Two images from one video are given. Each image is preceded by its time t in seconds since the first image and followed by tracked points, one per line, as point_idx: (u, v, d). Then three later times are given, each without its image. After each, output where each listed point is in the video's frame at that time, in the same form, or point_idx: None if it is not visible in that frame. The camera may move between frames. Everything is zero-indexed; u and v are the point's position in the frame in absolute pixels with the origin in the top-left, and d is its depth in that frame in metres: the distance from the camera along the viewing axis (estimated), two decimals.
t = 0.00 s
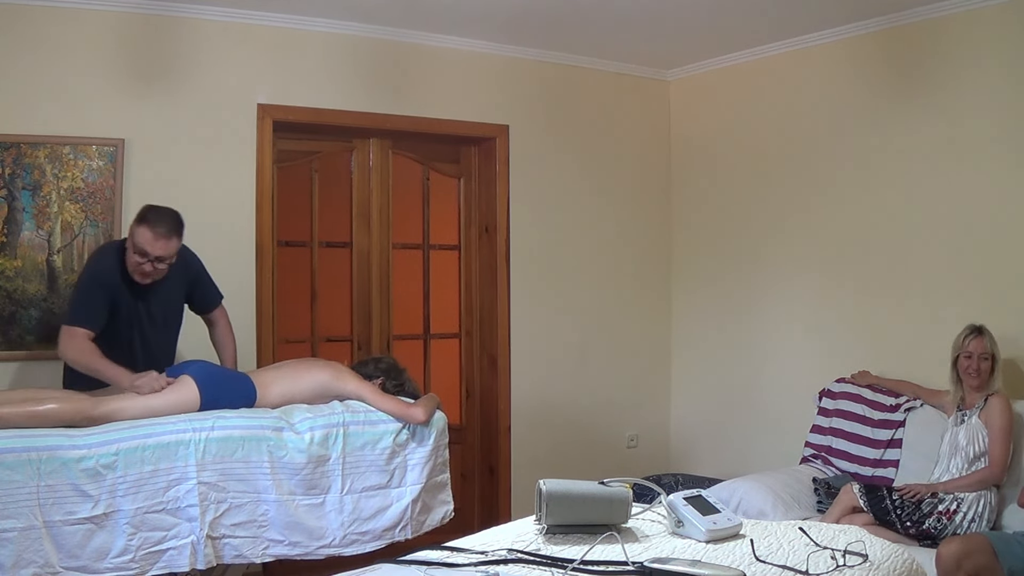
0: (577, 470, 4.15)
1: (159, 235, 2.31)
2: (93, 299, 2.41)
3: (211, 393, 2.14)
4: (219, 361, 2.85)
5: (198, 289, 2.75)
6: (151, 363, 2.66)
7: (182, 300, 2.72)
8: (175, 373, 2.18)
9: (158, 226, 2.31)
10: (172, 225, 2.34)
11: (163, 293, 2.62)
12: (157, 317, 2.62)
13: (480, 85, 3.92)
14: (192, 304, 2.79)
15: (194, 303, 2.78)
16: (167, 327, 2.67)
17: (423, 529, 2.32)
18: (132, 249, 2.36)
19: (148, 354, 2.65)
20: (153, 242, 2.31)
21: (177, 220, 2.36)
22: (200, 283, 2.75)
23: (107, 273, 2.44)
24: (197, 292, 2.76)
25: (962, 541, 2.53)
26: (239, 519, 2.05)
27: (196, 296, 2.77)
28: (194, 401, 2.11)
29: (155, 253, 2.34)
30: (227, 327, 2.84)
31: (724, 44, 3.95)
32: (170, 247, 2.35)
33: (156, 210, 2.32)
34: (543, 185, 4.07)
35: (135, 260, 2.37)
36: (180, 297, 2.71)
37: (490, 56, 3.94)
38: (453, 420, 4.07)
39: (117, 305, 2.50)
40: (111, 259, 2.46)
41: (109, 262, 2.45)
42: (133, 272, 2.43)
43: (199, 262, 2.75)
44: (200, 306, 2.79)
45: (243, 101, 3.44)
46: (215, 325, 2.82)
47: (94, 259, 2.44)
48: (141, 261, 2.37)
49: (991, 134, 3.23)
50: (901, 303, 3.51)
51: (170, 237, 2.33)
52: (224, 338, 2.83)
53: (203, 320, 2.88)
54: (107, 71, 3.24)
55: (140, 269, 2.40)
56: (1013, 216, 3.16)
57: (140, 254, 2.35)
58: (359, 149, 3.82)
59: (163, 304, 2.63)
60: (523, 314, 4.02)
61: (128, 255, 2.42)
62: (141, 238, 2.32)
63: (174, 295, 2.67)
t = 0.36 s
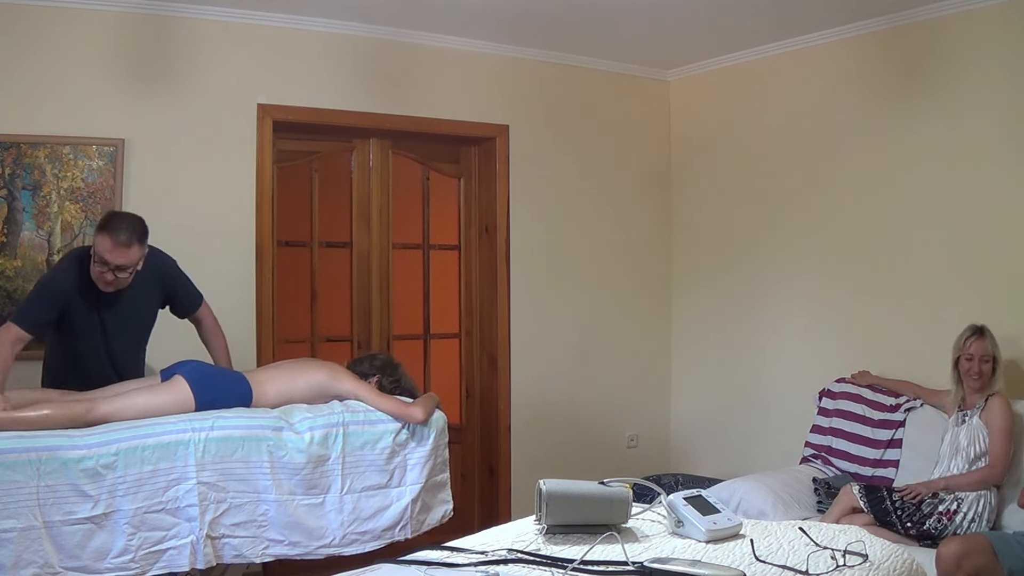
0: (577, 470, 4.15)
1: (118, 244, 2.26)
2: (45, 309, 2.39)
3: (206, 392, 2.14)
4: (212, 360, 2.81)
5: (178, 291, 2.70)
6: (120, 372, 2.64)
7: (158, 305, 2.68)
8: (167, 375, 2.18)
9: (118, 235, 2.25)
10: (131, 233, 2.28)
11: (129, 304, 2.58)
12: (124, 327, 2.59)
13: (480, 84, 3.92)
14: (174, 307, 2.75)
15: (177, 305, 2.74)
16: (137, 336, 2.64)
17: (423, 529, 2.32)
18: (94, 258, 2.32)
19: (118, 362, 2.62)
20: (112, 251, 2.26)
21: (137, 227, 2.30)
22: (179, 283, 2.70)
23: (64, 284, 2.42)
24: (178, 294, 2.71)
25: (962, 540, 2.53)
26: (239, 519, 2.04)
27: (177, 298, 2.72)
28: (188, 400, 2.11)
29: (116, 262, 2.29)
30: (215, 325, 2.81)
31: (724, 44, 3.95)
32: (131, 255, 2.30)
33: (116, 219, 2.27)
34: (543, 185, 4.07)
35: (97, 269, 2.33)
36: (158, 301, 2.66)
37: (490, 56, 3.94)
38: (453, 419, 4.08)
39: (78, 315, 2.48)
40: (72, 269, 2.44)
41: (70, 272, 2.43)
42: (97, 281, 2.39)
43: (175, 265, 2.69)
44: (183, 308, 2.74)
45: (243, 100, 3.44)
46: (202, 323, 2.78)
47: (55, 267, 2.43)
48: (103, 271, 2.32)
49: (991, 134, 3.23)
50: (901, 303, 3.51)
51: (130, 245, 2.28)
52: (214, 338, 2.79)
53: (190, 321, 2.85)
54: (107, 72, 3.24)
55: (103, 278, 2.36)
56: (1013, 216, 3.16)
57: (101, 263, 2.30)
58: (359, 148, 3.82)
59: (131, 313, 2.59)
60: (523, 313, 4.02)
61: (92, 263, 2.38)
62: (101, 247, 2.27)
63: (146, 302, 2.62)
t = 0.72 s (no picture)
0: (577, 470, 4.15)
1: (118, 241, 2.27)
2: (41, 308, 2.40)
3: (208, 392, 2.15)
4: (210, 359, 2.82)
5: (172, 292, 2.71)
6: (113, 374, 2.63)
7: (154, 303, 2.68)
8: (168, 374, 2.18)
9: (117, 233, 2.26)
10: (131, 231, 2.29)
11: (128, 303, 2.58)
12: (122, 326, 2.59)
13: (480, 84, 3.92)
14: (171, 308, 2.76)
15: (174, 306, 2.74)
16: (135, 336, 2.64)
17: (423, 529, 2.32)
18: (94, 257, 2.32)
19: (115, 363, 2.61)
20: (112, 248, 2.27)
21: (137, 225, 2.31)
22: (176, 283, 2.70)
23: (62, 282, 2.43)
24: (172, 296, 2.72)
25: (962, 540, 2.52)
26: (239, 519, 2.04)
27: (172, 300, 2.73)
28: (188, 400, 2.11)
29: (115, 261, 2.29)
30: (214, 326, 2.81)
31: (725, 43, 3.94)
32: (131, 253, 2.30)
33: (114, 217, 2.28)
34: (543, 185, 4.07)
35: (96, 268, 2.33)
36: (154, 300, 2.68)
37: (490, 56, 3.94)
38: (453, 419, 4.08)
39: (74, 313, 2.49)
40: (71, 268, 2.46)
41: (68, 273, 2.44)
42: (96, 281, 2.39)
43: (172, 265, 2.70)
44: (179, 309, 2.75)
45: (243, 100, 3.44)
46: (201, 323, 2.79)
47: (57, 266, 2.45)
48: (102, 270, 2.32)
49: (991, 134, 3.23)
50: (901, 303, 3.51)
51: (130, 242, 2.29)
52: (212, 337, 2.78)
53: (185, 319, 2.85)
54: (107, 72, 3.24)
55: (103, 277, 2.36)
56: (1013, 216, 3.16)
57: (102, 262, 2.30)
58: (359, 148, 3.82)
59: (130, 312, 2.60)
60: (523, 313, 4.02)
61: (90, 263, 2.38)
62: (100, 246, 2.27)
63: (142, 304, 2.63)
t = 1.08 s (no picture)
0: (577, 470, 4.15)
1: (181, 239, 2.35)
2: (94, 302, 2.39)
3: (209, 391, 2.15)
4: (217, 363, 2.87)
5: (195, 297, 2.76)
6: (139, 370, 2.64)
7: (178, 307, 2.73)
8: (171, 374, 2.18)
9: (180, 231, 2.35)
10: (192, 229, 2.38)
11: (165, 301, 2.63)
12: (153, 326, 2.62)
13: (480, 84, 3.92)
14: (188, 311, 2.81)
15: (191, 310, 2.80)
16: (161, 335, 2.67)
17: (423, 529, 2.32)
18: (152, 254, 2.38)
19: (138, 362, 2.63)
20: (174, 245, 2.35)
21: (195, 224, 2.40)
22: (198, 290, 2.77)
23: (113, 275, 2.44)
24: (193, 300, 2.77)
25: (962, 540, 2.52)
26: (239, 519, 2.05)
27: (192, 303, 2.78)
28: (188, 400, 2.11)
29: (176, 258, 2.38)
30: (224, 331, 2.86)
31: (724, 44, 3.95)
32: (190, 251, 2.39)
33: (176, 216, 2.36)
34: (543, 185, 4.07)
35: (153, 264, 2.40)
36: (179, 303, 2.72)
37: (490, 56, 3.94)
38: (453, 419, 4.08)
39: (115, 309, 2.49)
40: (124, 261, 2.48)
41: (119, 266, 2.46)
42: (149, 278, 2.45)
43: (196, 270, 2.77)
44: (196, 313, 2.81)
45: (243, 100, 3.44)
46: (212, 329, 2.84)
47: (105, 258, 2.45)
48: (160, 266, 2.40)
49: (991, 134, 3.23)
50: (901, 304, 3.51)
51: (191, 241, 2.38)
52: (222, 343, 2.85)
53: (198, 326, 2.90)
54: (107, 72, 3.24)
55: (158, 274, 2.43)
56: (1013, 216, 3.16)
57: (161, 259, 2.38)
58: (359, 149, 3.82)
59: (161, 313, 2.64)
60: (523, 313, 4.02)
61: (143, 260, 2.44)
62: (162, 244, 2.35)
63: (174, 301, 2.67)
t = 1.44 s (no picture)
0: (577, 470, 4.15)
1: (202, 234, 2.40)
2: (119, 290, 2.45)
3: (204, 391, 2.15)
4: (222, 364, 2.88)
5: (211, 294, 2.77)
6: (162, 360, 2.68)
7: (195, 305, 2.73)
8: (165, 373, 2.18)
9: (202, 227, 2.39)
10: (214, 225, 2.42)
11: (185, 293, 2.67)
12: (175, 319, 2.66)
13: (480, 84, 3.92)
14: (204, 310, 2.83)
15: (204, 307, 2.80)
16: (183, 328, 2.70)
17: (423, 529, 2.32)
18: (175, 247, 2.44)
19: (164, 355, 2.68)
20: (197, 240, 2.40)
21: (217, 220, 2.45)
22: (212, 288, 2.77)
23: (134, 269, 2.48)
24: (207, 298, 2.78)
25: (963, 540, 2.52)
26: (239, 519, 2.04)
27: (205, 302, 2.78)
28: (185, 400, 2.11)
29: (196, 253, 2.43)
30: (233, 332, 2.86)
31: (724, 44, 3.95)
32: (211, 246, 2.44)
33: (198, 211, 2.41)
34: (543, 185, 4.07)
35: (173, 257, 2.46)
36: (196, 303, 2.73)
37: (490, 56, 3.94)
38: (453, 419, 4.08)
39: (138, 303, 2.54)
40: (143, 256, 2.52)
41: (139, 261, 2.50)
42: (170, 271, 2.51)
43: (214, 267, 2.78)
44: (210, 311, 2.81)
45: (243, 100, 3.44)
46: (222, 330, 2.84)
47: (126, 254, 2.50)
48: (180, 259, 2.45)
49: (991, 134, 3.23)
50: (901, 303, 3.50)
51: (212, 237, 2.42)
52: (229, 343, 2.85)
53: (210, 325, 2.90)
54: (107, 72, 3.24)
55: (178, 267, 2.48)
56: (1013, 216, 3.16)
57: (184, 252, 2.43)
58: (359, 149, 3.82)
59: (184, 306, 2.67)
60: (523, 313, 4.02)
61: (165, 252, 2.49)
62: (185, 238, 2.40)
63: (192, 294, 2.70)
